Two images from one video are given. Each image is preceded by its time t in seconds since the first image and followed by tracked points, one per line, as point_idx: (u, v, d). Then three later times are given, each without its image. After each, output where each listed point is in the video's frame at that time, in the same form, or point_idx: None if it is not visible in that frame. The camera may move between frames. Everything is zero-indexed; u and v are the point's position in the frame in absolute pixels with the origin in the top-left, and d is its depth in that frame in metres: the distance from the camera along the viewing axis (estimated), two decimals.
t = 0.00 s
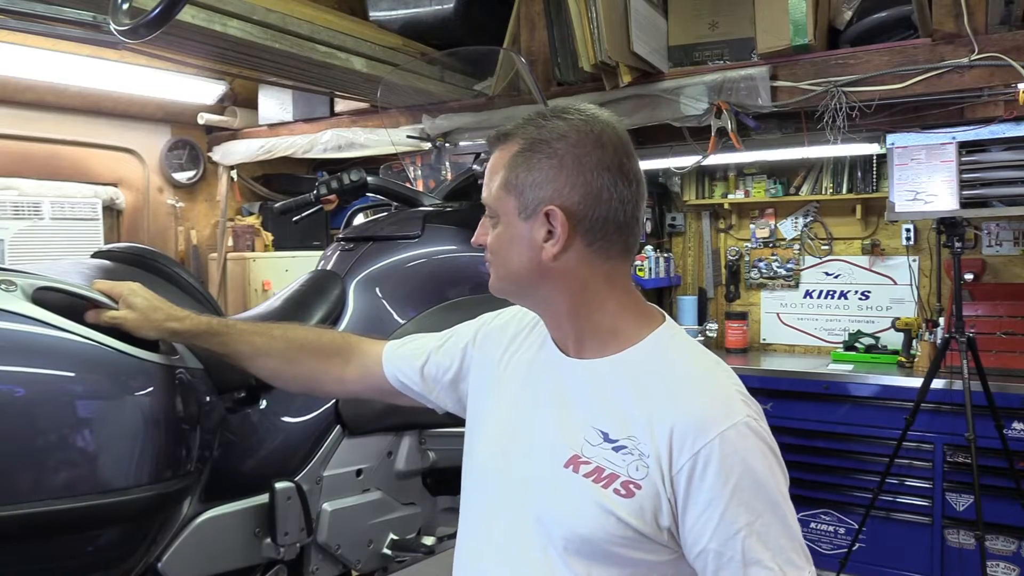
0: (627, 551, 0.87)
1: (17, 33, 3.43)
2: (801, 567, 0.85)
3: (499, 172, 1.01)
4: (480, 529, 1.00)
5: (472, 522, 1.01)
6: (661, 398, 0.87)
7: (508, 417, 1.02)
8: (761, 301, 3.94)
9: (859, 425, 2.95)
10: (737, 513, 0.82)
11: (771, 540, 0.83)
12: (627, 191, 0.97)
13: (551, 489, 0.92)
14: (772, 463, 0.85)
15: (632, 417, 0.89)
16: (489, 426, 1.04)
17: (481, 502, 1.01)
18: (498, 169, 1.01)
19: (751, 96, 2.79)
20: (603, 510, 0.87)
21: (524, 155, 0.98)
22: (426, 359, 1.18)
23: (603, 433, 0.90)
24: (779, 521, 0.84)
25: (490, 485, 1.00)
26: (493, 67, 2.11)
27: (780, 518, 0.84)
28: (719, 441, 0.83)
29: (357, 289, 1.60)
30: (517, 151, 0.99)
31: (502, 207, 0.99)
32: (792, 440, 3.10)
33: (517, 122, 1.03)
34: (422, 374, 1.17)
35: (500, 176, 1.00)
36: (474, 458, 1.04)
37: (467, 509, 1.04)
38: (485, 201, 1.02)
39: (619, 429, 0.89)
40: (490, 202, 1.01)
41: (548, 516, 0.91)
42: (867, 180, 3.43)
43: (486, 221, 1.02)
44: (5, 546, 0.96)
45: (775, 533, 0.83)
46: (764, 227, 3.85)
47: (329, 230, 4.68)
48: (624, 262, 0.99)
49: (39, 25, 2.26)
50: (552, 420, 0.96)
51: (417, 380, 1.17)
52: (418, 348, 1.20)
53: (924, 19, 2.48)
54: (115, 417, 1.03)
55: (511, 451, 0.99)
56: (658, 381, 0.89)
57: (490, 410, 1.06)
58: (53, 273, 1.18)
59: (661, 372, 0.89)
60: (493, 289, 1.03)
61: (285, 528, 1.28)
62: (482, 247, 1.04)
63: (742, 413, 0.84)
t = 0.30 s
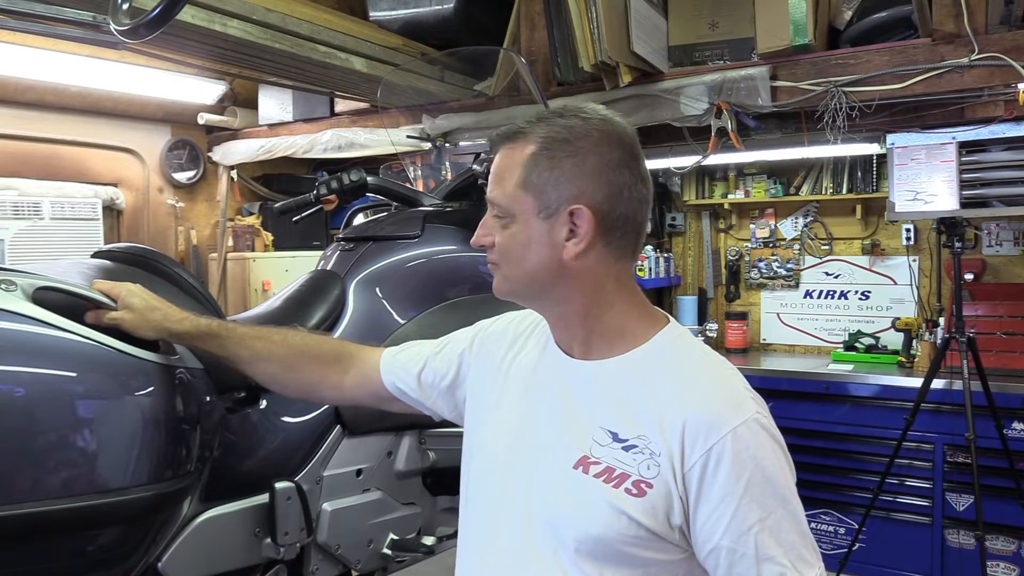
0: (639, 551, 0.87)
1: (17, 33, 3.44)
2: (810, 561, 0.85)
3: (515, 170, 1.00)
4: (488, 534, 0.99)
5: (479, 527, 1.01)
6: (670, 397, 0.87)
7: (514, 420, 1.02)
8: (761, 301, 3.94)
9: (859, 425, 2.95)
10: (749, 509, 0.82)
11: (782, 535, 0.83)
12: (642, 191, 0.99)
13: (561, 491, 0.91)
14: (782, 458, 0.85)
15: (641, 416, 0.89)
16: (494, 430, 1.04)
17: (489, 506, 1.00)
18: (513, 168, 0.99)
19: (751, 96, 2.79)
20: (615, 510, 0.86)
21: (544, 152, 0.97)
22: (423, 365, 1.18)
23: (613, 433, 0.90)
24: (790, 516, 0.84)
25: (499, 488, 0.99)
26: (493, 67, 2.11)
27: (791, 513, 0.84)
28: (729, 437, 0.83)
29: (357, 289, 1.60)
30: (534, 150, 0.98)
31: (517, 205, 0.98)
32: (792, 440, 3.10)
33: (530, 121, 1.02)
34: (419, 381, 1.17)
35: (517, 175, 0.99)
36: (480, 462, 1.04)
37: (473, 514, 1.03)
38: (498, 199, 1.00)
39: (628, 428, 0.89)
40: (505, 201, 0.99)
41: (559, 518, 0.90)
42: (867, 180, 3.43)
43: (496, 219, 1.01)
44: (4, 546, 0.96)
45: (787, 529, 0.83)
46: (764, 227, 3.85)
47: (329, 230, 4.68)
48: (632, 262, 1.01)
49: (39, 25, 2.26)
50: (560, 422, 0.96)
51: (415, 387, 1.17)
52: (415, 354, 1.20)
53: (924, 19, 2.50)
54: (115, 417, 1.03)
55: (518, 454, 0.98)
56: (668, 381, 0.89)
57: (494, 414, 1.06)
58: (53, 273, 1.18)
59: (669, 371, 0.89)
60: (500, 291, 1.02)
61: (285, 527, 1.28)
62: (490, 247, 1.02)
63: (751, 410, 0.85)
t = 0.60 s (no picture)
0: (659, 547, 0.86)
1: (16, 33, 3.44)
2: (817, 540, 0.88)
3: (614, 168, 0.95)
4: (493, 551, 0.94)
5: (480, 543, 0.96)
6: (680, 391, 0.89)
7: (508, 427, 0.98)
8: (761, 301, 3.94)
9: (858, 424, 2.95)
10: (763, 493, 0.84)
11: (795, 517, 0.86)
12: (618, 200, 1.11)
13: (575, 494, 0.89)
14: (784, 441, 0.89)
15: (651, 412, 0.89)
16: (485, 440, 1.00)
17: (489, 519, 0.96)
18: (609, 164, 0.95)
19: (751, 96, 2.79)
20: (635, 508, 0.85)
21: (620, 152, 0.96)
22: (394, 394, 1.13)
23: (622, 432, 0.89)
24: (799, 498, 0.87)
25: (499, 501, 0.95)
26: (493, 67, 2.11)
27: (799, 496, 0.87)
28: (741, 425, 0.85)
29: (357, 289, 1.60)
30: (611, 147, 0.96)
31: (604, 204, 0.94)
32: (792, 440, 3.10)
33: (577, 116, 0.97)
34: (392, 411, 1.12)
35: (619, 175, 0.95)
36: (471, 475, 0.99)
37: (470, 531, 0.98)
38: (596, 196, 0.94)
39: (638, 426, 0.89)
40: (606, 198, 0.94)
41: (576, 523, 0.88)
42: (867, 180, 3.43)
43: (582, 215, 0.94)
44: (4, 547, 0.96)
45: (797, 511, 0.86)
46: (764, 227, 3.85)
47: (329, 230, 4.68)
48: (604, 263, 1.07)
49: (39, 25, 2.26)
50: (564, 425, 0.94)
51: (387, 420, 1.12)
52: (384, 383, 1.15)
53: (924, 19, 2.50)
54: (115, 417, 1.03)
55: (520, 462, 0.95)
56: (675, 375, 0.90)
57: (480, 424, 1.02)
58: (53, 273, 1.18)
59: (676, 366, 0.91)
60: (568, 297, 0.93)
61: (285, 527, 1.28)
62: (570, 246, 0.92)
63: (754, 398, 0.88)
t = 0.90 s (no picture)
0: (674, 543, 0.87)
1: (16, 33, 3.44)
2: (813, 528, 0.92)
3: (637, 173, 0.96)
4: (507, 555, 0.92)
5: (492, 548, 0.93)
6: (690, 390, 0.90)
7: (515, 429, 0.96)
8: (761, 301, 3.94)
9: (858, 424, 2.95)
10: (773, 486, 0.86)
11: (796, 508, 0.89)
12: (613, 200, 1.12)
13: (592, 494, 0.88)
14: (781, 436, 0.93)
15: (663, 412, 0.90)
16: (489, 443, 0.98)
17: (501, 524, 0.93)
18: (633, 169, 0.96)
19: (751, 96, 2.79)
20: (654, 506, 0.86)
21: (641, 155, 0.97)
22: (378, 401, 1.11)
23: (636, 432, 0.89)
24: (799, 489, 0.90)
25: (511, 505, 0.93)
26: (493, 67, 2.11)
27: (798, 488, 0.90)
28: (752, 421, 0.87)
29: (356, 289, 1.61)
30: (635, 150, 0.96)
31: (628, 207, 0.95)
32: (792, 440, 3.10)
33: (602, 116, 0.97)
34: (375, 416, 1.10)
35: (642, 180, 0.96)
36: (478, 479, 0.97)
37: (479, 538, 0.95)
38: (623, 200, 0.94)
39: (651, 426, 0.89)
40: (631, 202, 0.95)
41: (596, 524, 0.87)
42: (867, 180, 3.43)
43: (608, 216, 0.94)
44: (4, 547, 0.96)
45: (797, 502, 0.89)
46: (764, 227, 3.85)
47: (329, 230, 4.68)
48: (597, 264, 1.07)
49: (39, 25, 2.26)
50: (575, 424, 0.93)
51: (370, 425, 1.10)
52: (370, 389, 1.13)
53: (924, 19, 2.50)
54: (115, 417, 1.03)
55: (532, 464, 0.93)
56: (683, 374, 0.92)
57: (480, 427, 1.00)
58: (53, 273, 1.18)
59: (683, 367, 0.93)
60: (591, 297, 0.93)
61: (284, 527, 1.28)
62: (598, 246, 0.92)
63: (758, 395, 0.90)
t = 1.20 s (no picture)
0: (669, 543, 0.86)
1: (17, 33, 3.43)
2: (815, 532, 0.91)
3: (637, 171, 0.96)
4: (503, 552, 0.92)
5: (489, 546, 0.94)
6: (688, 390, 0.90)
7: (514, 428, 0.97)
8: (761, 301, 3.94)
9: (858, 425, 2.95)
10: (772, 488, 0.86)
11: (797, 511, 0.88)
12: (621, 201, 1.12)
13: (587, 493, 0.88)
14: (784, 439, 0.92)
15: (661, 412, 0.90)
16: (488, 441, 0.98)
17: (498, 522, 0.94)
18: (632, 168, 0.95)
19: (751, 96, 2.79)
20: (649, 506, 0.86)
21: (642, 153, 0.97)
22: (385, 399, 1.11)
23: (632, 432, 0.89)
24: (800, 492, 0.89)
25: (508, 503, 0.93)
26: (493, 67, 2.11)
27: (800, 490, 0.89)
28: (751, 422, 0.87)
29: (357, 289, 1.61)
30: (635, 148, 0.96)
31: (627, 205, 0.94)
32: (792, 440, 3.10)
33: (603, 115, 0.98)
34: (381, 414, 1.10)
35: (641, 178, 0.96)
36: (476, 477, 0.97)
37: (477, 535, 0.96)
38: (621, 198, 0.94)
39: (648, 425, 0.89)
40: (629, 200, 0.95)
41: (590, 523, 0.87)
42: (867, 180, 3.43)
43: (606, 213, 0.94)
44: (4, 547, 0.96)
45: (798, 505, 0.89)
46: (764, 227, 3.86)
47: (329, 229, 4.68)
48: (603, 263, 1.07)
49: (38, 25, 2.26)
50: (572, 424, 0.93)
51: (376, 423, 1.11)
52: (377, 386, 1.13)
53: (924, 19, 2.50)
54: (115, 417, 1.03)
55: (529, 463, 0.94)
56: (682, 374, 0.92)
57: (481, 426, 1.00)
58: (53, 273, 1.18)
59: (682, 367, 0.93)
60: (589, 294, 0.93)
61: (285, 527, 1.28)
62: (595, 243, 0.92)
63: (759, 397, 0.90)
